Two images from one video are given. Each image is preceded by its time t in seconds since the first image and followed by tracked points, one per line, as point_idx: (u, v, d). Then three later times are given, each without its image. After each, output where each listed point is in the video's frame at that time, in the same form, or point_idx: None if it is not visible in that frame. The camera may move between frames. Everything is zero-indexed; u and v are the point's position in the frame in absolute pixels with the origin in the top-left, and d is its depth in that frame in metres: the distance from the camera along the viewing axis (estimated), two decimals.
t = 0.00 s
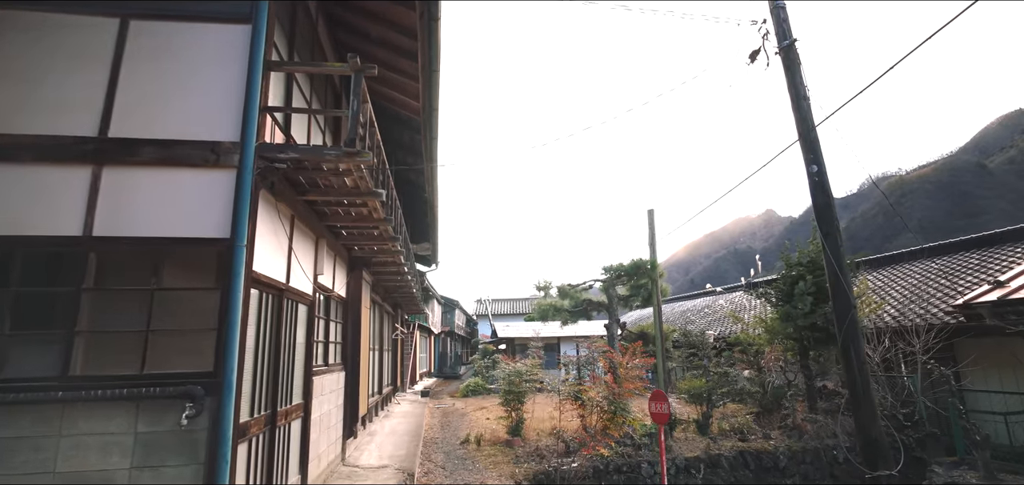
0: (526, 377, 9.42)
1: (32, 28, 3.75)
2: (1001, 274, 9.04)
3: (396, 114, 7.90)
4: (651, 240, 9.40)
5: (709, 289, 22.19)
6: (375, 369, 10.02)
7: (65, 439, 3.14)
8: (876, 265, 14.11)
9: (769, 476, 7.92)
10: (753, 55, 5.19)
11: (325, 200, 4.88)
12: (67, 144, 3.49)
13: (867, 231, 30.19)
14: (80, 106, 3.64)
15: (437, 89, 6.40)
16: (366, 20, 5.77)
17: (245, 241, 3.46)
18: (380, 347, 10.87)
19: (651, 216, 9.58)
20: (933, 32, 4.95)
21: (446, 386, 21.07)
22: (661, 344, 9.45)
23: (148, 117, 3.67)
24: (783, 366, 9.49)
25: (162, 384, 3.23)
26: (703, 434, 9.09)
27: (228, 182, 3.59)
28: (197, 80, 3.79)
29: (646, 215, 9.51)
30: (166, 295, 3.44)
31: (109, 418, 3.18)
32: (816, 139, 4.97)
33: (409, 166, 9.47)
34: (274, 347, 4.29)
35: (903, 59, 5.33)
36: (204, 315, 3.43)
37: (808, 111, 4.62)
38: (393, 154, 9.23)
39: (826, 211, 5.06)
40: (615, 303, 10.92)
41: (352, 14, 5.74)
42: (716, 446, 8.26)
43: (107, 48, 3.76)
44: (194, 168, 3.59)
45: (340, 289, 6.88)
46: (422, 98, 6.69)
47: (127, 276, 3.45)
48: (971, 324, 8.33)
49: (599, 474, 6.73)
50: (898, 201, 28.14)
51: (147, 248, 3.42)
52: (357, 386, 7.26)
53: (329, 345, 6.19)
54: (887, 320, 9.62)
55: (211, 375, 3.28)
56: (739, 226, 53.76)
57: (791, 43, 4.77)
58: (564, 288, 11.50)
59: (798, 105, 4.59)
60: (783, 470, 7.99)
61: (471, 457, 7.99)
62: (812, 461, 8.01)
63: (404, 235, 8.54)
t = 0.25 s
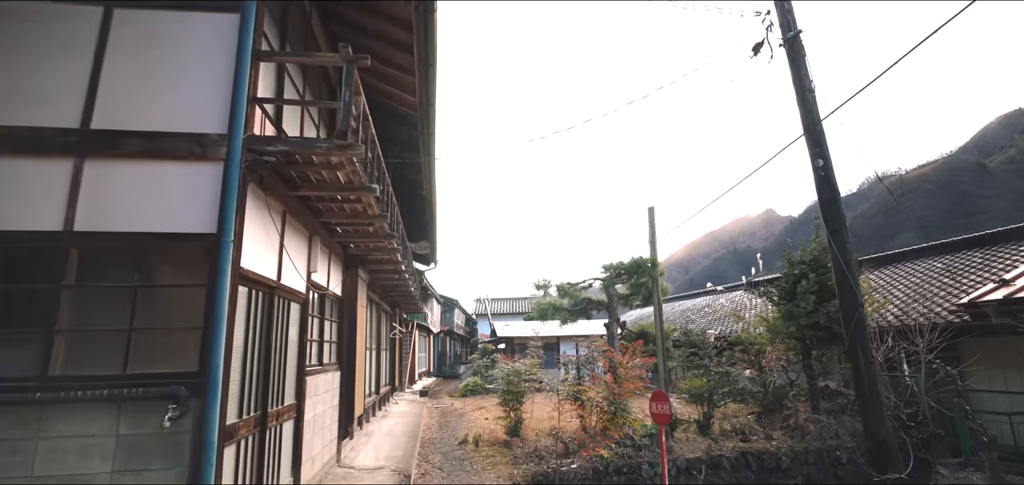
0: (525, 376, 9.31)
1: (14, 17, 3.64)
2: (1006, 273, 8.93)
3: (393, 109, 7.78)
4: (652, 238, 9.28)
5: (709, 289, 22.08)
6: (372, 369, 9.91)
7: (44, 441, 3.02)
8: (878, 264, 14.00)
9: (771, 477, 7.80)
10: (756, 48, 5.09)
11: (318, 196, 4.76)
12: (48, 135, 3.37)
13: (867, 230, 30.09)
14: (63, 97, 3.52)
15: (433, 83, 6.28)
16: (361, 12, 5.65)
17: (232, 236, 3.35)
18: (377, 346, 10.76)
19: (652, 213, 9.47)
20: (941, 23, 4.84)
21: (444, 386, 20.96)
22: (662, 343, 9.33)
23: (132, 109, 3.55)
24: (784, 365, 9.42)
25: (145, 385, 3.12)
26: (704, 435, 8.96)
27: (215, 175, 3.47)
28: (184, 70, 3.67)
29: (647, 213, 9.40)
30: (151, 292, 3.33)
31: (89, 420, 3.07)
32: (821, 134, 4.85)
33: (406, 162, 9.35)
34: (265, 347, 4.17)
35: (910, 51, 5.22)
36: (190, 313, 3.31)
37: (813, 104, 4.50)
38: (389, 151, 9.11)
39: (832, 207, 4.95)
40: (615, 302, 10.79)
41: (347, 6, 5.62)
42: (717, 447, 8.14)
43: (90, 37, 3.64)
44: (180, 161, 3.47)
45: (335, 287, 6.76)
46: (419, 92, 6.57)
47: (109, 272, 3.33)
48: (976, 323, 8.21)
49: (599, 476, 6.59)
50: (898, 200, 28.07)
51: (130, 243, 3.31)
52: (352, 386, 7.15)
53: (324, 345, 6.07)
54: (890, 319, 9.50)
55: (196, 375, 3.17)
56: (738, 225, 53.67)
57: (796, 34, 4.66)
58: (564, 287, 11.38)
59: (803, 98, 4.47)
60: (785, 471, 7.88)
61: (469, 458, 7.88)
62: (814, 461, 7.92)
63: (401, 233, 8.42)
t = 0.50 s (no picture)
0: (524, 376, 9.22)
1: None
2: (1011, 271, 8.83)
3: (390, 105, 7.67)
4: (653, 237, 9.18)
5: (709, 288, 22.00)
6: (370, 369, 9.79)
7: (24, 444, 2.92)
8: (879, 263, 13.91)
9: (774, 478, 7.70)
10: (760, 41, 5.00)
11: (312, 191, 4.66)
12: (30, 127, 3.26)
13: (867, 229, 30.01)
14: (46, 87, 3.41)
15: (430, 78, 6.17)
16: (356, 5, 5.54)
17: (220, 231, 3.24)
18: (375, 345, 10.66)
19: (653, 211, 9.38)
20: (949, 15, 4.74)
21: (443, 385, 20.88)
22: (662, 342, 9.23)
23: (118, 100, 3.44)
24: (788, 365, 9.27)
25: (130, 385, 3.01)
26: (705, 435, 8.85)
27: (203, 168, 3.37)
28: (171, 61, 3.56)
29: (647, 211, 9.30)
30: (137, 289, 3.22)
31: (72, 421, 2.97)
32: (827, 128, 4.75)
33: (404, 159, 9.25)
34: (257, 345, 4.07)
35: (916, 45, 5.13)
36: (179, 310, 3.21)
37: (819, 98, 4.40)
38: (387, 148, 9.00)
39: (839, 202, 4.85)
40: (615, 301, 10.67)
41: None
42: (719, 447, 8.04)
43: (75, 26, 3.53)
44: (167, 154, 3.36)
45: (331, 285, 6.66)
46: (416, 87, 6.47)
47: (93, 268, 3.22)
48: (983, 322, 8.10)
49: (600, 477, 6.48)
50: (897, 200, 28.02)
51: (115, 238, 3.20)
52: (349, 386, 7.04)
53: (319, 344, 5.97)
54: (893, 319, 9.41)
55: (184, 375, 3.06)
56: (738, 225, 53.62)
57: (800, 27, 4.56)
58: (564, 285, 11.26)
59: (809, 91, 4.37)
60: (788, 472, 7.78)
61: (467, 458, 7.78)
62: (818, 462, 7.82)
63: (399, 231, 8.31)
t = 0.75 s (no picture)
0: (524, 375, 9.10)
1: None
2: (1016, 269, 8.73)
3: (388, 100, 7.56)
4: (654, 234, 9.07)
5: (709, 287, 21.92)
6: (368, 368, 9.68)
7: (4, 445, 2.81)
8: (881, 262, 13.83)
9: (777, 478, 7.59)
10: (765, 33, 4.90)
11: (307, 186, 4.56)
12: (12, 117, 3.15)
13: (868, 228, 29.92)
14: (29, 77, 3.30)
15: (428, 71, 6.06)
16: None
17: (209, 225, 3.13)
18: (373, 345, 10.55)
19: (654, 208, 9.26)
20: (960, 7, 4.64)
21: (442, 385, 20.76)
22: (664, 341, 9.12)
23: (104, 90, 3.33)
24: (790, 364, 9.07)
25: (114, 385, 2.90)
26: (707, 435, 8.74)
27: (192, 160, 3.25)
28: (159, 50, 3.45)
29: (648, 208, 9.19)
30: (122, 285, 3.11)
31: (54, 422, 2.86)
32: (834, 121, 4.64)
33: (403, 156, 9.14)
34: (249, 343, 3.96)
35: (925, 37, 5.03)
36: (166, 307, 3.10)
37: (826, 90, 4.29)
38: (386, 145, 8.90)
39: (848, 197, 4.75)
40: (616, 300, 10.55)
41: None
42: (721, 447, 7.93)
43: (59, 14, 3.42)
44: (155, 145, 3.25)
45: (328, 283, 6.55)
46: (414, 81, 6.35)
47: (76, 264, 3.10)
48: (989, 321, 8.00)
49: (601, 477, 6.37)
50: (898, 199, 27.94)
51: (99, 232, 3.09)
52: (346, 385, 6.93)
53: (315, 342, 5.86)
54: (897, 317, 9.31)
55: (171, 374, 2.95)
56: (738, 224, 53.55)
57: (807, 17, 4.46)
58: (564, 284, 11.11)
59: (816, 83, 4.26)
60: (791, 472, 7.67)
61: (466, 459, 7.67)
62: (821, 462, 7.72)
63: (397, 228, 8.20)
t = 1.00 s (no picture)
0: (524, 375, 8.97)
1: None
2: None
3: (386, 95, 7.43)
4: (657, 232, 8.95)
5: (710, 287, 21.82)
6: (365, 367, 9.55)
7: None
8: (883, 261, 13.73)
9: (782, 479, 7.46)
10: (773, 24, 4.79)
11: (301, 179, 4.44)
12: None
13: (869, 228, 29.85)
14: (11, 64, 3.18)
15: (428, 65, 5.94)
16: None
17: (197, 217, 3.00)
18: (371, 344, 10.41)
19: (656, 205, 9.13)
20: None
21: (442, 384, 20.62)
22: (666, 340, 8.99)
23: (89, 78, 3.20)
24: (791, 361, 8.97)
25: (97, 384, 2.77)
26: (711, 436, 8.61)
27: (180, 150, 3.13)
28: (147, 36, 3.32)
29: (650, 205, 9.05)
30: (107, 280, 2.98)
31: (35, 423, 2.75)
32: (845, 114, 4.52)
33: (402, 153, 9.03)
34: (241, 341, 3.83)
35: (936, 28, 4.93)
36: (153, 303, 2.98)
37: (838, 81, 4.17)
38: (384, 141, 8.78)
39: (861, 190, 4.65)
40: (617, 299, 10.40)
41: None
42: (725, 448, 7.81)
43: None
44: (142, 135, 3.12)
45: (324, 280, 6.42)
46: (412, 75, 6.22)
47: (59, 258, 2.98)
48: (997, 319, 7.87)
49: (603, 478, 6.23)
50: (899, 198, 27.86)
51: (83, 225, 2.96)
52: (343, 385, 6.79)
53: (311, 340, 5.73)
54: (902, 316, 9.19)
55: (156, 373, 2.82)
56: (738, 224, 53.48)
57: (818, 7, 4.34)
58: (564, 282, 10.94)
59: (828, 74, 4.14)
60: (795, 473, 7.54)
61: (465, 459, 7.53)
62: (826, 463, 7.60)
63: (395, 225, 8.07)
